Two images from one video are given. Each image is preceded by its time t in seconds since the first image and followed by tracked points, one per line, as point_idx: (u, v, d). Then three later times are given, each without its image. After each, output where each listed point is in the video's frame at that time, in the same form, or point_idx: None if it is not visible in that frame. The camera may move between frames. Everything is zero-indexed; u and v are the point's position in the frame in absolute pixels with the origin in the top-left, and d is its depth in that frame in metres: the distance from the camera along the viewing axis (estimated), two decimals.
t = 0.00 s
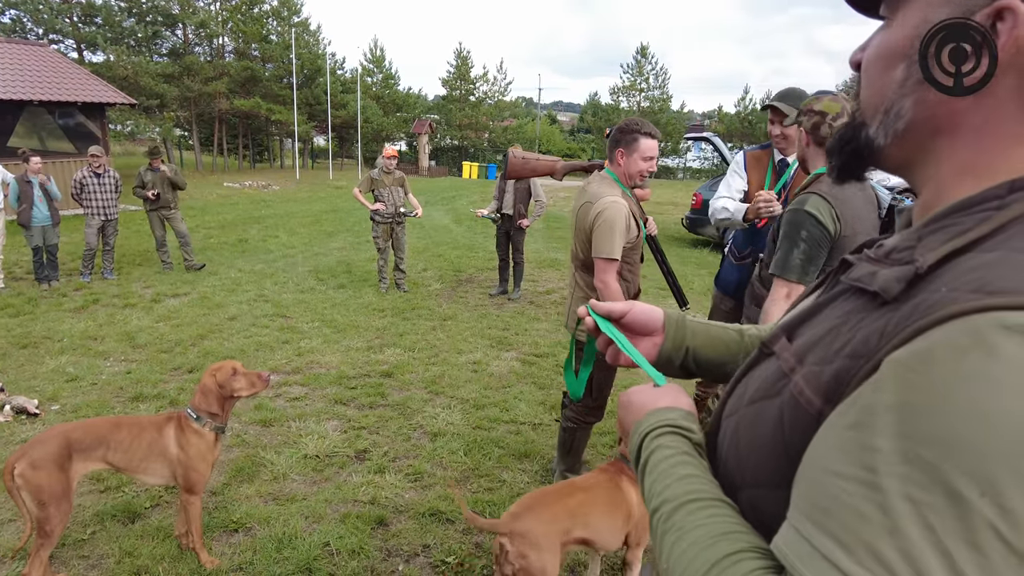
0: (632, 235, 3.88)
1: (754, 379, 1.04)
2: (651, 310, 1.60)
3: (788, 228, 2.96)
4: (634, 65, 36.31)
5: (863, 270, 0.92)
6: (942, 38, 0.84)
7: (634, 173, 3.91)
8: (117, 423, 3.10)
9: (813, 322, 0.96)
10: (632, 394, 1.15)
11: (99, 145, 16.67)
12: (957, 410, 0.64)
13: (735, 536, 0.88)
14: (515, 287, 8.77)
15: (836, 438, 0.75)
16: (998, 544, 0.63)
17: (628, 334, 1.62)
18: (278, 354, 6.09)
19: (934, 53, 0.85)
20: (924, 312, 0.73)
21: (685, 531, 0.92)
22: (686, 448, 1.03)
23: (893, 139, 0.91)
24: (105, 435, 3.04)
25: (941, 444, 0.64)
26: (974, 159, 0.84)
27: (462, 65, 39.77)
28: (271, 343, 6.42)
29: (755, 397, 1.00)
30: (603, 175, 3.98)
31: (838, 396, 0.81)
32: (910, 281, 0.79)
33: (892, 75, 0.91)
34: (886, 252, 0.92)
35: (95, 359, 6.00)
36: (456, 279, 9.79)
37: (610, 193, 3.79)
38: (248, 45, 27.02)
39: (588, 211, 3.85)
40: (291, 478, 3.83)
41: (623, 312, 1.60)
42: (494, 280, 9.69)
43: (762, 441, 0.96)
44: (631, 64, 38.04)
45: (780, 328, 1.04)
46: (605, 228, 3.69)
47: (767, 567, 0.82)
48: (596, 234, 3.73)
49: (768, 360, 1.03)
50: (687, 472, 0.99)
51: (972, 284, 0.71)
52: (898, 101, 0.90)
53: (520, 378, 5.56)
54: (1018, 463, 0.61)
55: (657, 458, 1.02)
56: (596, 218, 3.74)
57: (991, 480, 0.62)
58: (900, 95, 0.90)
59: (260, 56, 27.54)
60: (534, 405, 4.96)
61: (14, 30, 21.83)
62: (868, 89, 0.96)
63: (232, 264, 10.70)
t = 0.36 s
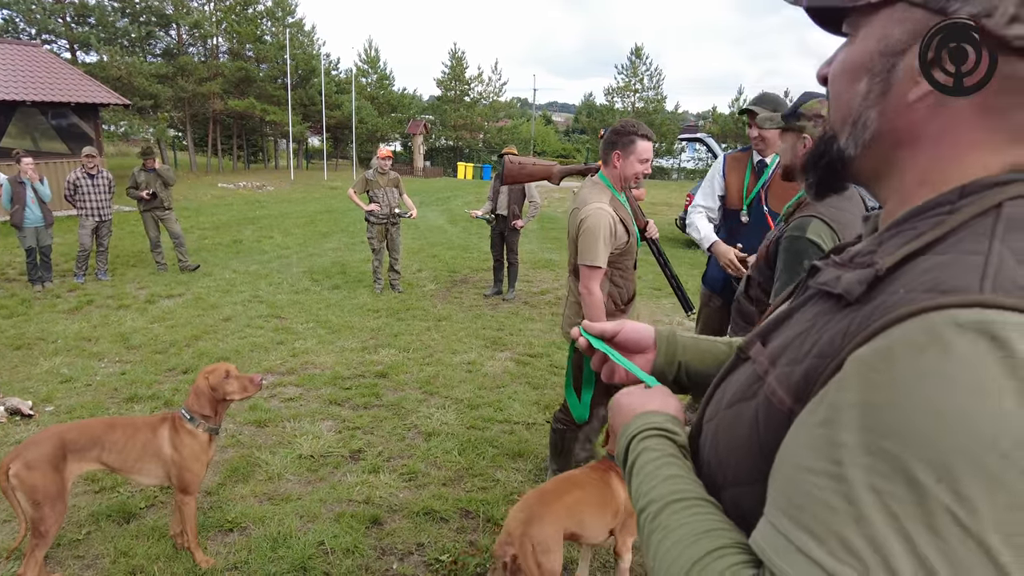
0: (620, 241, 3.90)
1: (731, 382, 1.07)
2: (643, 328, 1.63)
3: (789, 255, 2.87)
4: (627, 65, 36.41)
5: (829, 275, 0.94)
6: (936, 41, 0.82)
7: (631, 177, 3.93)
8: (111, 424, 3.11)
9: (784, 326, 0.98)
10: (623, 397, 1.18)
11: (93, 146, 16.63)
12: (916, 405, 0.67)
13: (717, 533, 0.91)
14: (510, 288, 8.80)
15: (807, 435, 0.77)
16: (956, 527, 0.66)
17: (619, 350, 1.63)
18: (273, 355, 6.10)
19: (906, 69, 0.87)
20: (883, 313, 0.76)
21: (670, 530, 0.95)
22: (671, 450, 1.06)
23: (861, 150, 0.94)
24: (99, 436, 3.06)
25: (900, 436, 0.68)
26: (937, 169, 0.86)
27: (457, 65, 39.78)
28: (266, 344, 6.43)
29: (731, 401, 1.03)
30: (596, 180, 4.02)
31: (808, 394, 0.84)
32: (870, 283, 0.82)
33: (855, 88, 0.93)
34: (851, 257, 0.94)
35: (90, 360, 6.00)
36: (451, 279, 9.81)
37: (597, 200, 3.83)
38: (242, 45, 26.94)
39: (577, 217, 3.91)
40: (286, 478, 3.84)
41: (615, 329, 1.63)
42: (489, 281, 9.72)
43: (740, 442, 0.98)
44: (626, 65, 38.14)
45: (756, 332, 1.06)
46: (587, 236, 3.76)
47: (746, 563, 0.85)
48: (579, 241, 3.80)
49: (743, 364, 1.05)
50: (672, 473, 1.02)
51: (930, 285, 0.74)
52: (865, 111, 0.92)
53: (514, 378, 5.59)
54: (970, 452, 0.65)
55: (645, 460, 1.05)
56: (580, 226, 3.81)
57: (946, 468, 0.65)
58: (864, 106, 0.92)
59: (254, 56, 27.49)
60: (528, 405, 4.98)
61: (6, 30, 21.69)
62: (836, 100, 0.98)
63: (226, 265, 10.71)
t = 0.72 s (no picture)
0: (634, 246, 3.96)
1: (703, 372, 1.13)
2: (623, 330, 1.69)
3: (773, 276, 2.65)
4: (622, 69, 36.53)
5: (793, 267, 1.02)
6: (939, 41, 0.85)
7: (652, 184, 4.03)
8: (109, 424, 3.15)
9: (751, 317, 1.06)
10: (598, 389, 1.21)
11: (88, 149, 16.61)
12: (865, 381, 0.74)
13: (689, 511, 0.96)
14: (504, 290, 8.85)
15: (771, 414, 0.84)
16: (903, 493, 0.72)
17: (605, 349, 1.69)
18: (268, 357, 6.13)
19: (859, 87, 0.93)
20: (840, 300, 0.84)
21: (644, 510, 0.99)
22: (645, 436, 1.10)
23: (826, 163, 1.01)
24: (97, 437, 3.09)
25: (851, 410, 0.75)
26: (891, 171, 0.94)
27: (452, 68, 39.81)
28: (262, 346, 6.46)
29: (703, 388, 1.09)
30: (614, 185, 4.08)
31: (772, 376, 0.92)
32: (827, 272, 0.91)
33: (816, 105, 0.99)
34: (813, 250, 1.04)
35: (86, 362, 6.02)
36: (445, 282, 9.85)
37: (614, 204, 3.88)
38: (237, 48, 26.90)
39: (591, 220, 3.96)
40: (281, 479, 3.87)
41: (597, 332, 1.69)
42: (484, 283, 9.76)
43: (711, 427, 1.04)
44: (621, 68, 38.23)
45: (724, 324, 1.14)
46: (600, 238, 3.81)
47: (716, 535, 0.90)
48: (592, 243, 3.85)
49: (715, 353, 1.12)
50: (646, 457, 1.06)
51: (881, 274, 0.81)
52: (826, 126, 0.99)
53: (508, 379, 5.63)
54: (916, 422, 0.71)
55: (620, 445, 1.08)
56: (594, 228, 3.86)
57: (892, 437, 0.72)
58: (824, 120, 0.99)
59: (250, 59, 27.49)
60: (522, 405, 5.03)
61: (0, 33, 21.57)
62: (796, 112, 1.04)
63: (222, 267, 10.72)
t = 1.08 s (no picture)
0: (663, 241, 4.03)
1: (684, 366, 1.18)
2: (612, 329, 1.76)
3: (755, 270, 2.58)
4: (619, 73, 36.64)
5: (770, 265, 1.08)
6: (939, 39, 0.92)
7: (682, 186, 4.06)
8: (110, 426, 3.18)
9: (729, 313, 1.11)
10: (587, 381, 1.25)
11: (86, 154, 16.65)
12: (838, 371, 0.80)
13: (674, 494, 1.01)
14: (502, 293, 8.90)
15: (752, 404, 0.89)
16: (871, 475, 0.78)
17: (598, 348, 1.75)
18: (267, 360, 6.17)
19: (831, 100, 1.00)
20: (815, 296, 0.90)
21: (630, 495, 1.04)
22: (632, 425, 1.14)
23: (801, 169, 1.08)
24: (98, 439, 3.12)
25: (824, 398, 0.80)
26: (862, 177, 1.02)
27: (449, 72, 39.91)
28: (260, 350, 6.49)
29: (684, 379, 1.14)
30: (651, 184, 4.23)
31: (751, 367, 0.97)
32: (803, 270, 0.97)
33: (791, 118, 1.06)
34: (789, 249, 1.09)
35: (85, 366, 6.06)
36: (443, 285, 9.90)
37: (644, 198, 4.03)
38: (235, 52, 26.96)
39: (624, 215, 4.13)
40: (281, 480, 3.91)
41: (588, 332, 1.75)
42: (482, 286, 9.80)
43: (693, 416, 1.09)
44: (618, 72, 38.34)
45: (704, 319, 1.18)
46: (625, 229, 3.96)
47: (699, 517, 0.95)
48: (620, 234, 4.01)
49: (694, 347, 1.18)
50: (633, 445, 1.10)
51: (852, 273, 0.88)
52: (799, 138, 1.06)
53: (506, 381, 5.67)
54: (884, 410, 0.77)
55: (608, 435, 1.13)
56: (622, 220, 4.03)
57: (863, 423, 0.78)
58: (800, 130, 1.05)
59: (248, 64, 27.53)
60: (520, 408, 5.07)
61: None
62: (772, 121, 1.11)
63: (220, 271, 10.76)
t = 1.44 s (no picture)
0: (673, 252, 4.02)
1: (681, 376, 1.19)
2: (612, 335, 1.74)
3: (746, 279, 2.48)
4: (618, 80, 36.72)
5: (765, 279, 1.09)
6: (941, 39, 0.95)
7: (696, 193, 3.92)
8: (111, 433, 3.18)
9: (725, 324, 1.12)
10: (587, 396, 1.27)
11: (87, 161, 16.70)
12: (832, 387, 0.82)
13: (672, 507, 1.02)
14: (502, 299, 8.91)
15: (749, 416, 0.91)
16: (865, 487, 0.79)
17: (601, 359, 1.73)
18: (267, 368, 6.18)
19: (825, 116, 1.03)
20: (809, 311, 0.92)
21: (630, 508, 1.05)
22: (631, 439, 1.15)
23: (796, 184, 1.09)
24: (99, 446, 3.12)
25: (818, 413, 0.82)
26: (854, 194, 1.04)
27: (449, 79, 40.03)
28: (261, 357, 6.50)
29: (680, 391, 1.15)
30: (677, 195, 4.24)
31: (747, 381, 0.98)
32: (797, 286, 0.98)
33: (787, 133, 1.08)
34: (783, 264, 1.10)
35: (87, 373, 6.06)
36: (443, 292, 9.92)
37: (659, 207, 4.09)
38: (236, 59, 27.04)
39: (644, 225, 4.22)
40: (282, 488, 3.92)
41: (589, 338, 1.74)
42: (482, 293, 9.82)
43: (690, 426, 1.10)
44: (618, 79, 38.43)
45: (699, 331, 1.19)
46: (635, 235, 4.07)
47: (698, 529, 0.96)
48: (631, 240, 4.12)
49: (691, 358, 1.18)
50: (632, 459, 1.12)
51: (845, 290, 0.90)
52: (795, 152, 1.08)
53: (506, 389, 5.68)
54: (876, 425, 0.79)
55: (607, 448, 1.14)
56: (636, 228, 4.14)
57: (856, 438, 0.79)
58: (795, 145, 1.07)
59: (249, 71, 27.61)
60: (520, 415, 5.08)
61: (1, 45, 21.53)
62: (770, 135, 1.12)
63: (221, 278, 10.79)
